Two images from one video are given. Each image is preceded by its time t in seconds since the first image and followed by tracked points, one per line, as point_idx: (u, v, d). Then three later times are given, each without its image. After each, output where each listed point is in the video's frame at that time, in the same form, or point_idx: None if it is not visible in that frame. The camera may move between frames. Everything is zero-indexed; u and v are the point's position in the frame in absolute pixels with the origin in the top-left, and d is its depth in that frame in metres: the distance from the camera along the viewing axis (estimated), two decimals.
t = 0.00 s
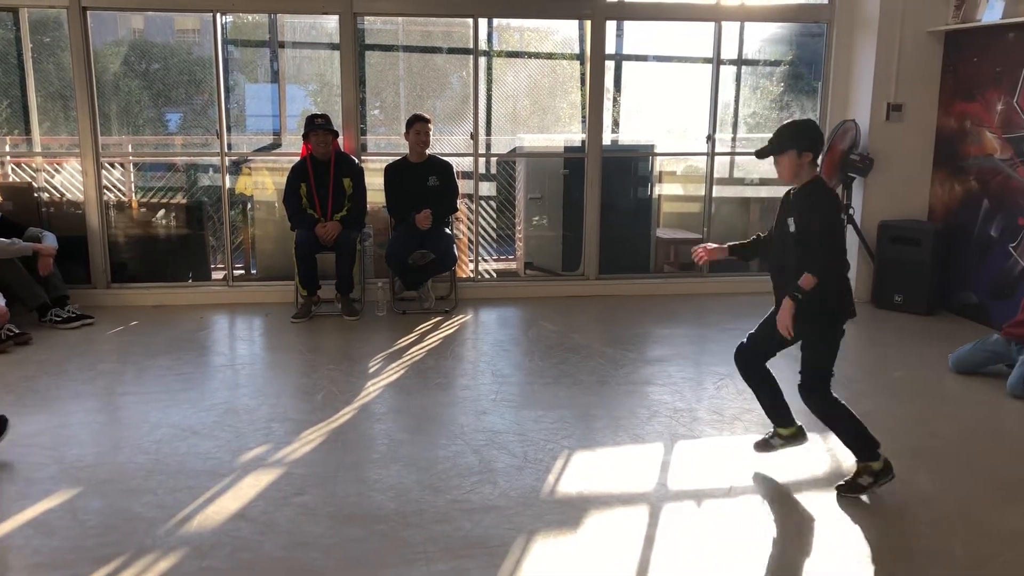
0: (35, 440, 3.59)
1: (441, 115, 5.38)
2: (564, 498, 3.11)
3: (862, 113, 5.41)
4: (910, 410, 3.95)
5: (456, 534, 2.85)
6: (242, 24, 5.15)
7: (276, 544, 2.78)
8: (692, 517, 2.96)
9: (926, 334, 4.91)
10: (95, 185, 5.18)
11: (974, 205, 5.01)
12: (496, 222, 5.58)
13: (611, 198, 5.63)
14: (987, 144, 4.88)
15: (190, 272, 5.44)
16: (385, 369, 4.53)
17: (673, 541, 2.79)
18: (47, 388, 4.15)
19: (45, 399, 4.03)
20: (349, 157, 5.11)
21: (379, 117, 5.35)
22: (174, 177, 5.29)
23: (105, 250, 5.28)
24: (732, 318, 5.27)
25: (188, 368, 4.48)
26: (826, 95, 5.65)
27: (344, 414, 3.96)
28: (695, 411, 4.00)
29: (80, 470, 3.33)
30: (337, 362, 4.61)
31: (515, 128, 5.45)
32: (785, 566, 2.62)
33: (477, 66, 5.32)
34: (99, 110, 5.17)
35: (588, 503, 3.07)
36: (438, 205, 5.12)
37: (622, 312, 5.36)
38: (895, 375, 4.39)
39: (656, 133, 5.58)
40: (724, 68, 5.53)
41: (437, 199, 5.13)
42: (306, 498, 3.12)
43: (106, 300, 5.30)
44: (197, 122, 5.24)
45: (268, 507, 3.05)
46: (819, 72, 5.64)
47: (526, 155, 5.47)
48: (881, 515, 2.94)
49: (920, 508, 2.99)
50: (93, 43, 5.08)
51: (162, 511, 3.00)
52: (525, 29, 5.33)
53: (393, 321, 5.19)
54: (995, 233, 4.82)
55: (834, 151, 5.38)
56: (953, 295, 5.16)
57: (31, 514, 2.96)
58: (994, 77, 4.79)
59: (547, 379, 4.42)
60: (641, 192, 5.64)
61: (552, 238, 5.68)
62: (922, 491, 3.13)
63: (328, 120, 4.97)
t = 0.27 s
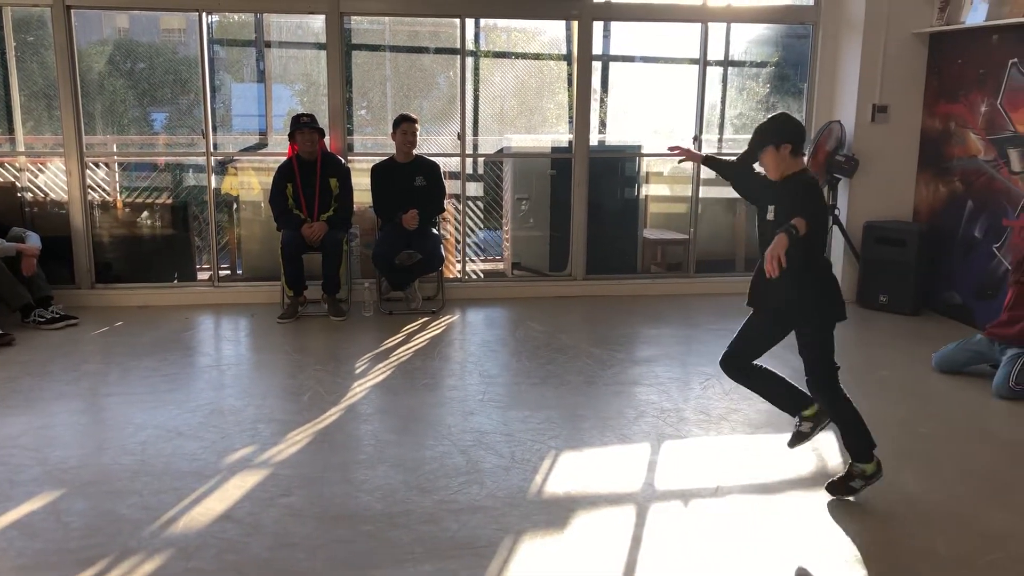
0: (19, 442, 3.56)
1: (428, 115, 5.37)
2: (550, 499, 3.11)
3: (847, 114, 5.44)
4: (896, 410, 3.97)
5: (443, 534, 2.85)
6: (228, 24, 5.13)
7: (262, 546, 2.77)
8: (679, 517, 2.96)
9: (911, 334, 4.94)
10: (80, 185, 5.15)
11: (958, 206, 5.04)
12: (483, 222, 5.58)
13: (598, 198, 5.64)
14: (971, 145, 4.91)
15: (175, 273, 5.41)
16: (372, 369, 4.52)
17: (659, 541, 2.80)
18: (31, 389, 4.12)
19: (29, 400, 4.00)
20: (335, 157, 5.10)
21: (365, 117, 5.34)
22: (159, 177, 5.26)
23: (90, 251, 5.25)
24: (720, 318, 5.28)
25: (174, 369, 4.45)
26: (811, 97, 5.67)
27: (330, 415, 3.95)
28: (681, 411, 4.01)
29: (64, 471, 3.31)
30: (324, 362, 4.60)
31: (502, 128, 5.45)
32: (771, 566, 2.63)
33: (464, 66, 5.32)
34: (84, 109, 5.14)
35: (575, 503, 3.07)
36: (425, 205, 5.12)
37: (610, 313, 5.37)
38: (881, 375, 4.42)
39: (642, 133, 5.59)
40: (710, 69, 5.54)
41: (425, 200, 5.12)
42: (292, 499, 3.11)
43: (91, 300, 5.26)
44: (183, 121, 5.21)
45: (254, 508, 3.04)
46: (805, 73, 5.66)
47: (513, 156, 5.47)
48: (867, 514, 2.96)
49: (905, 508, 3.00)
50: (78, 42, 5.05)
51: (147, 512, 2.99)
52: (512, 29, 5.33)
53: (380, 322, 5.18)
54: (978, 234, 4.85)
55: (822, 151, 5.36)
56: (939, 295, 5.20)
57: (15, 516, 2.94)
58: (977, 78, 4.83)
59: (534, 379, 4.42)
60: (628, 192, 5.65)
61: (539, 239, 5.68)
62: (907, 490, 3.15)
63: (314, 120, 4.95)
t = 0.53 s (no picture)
0: (5, 441, 3.54)
1: (417, 113, 5.37)
2: (539, 497, 3.11)
3: (835, 113, 5.45)
4: (883, 408, 3.99)
5: (432, 533, 2.85)
6: (216, 21, 5.10)
7: (250, 545, 2.76)
8: (666, 515, 2.97)
9: (900, 332, 4.97)
10: (66, 182, 5.12)
11: (945, 204, 5.07)
12: (473, 221, 5.58)
13: (588, 197, 5.64)
14: (958, 144, 4.94)
15: (163, 271, 5.39)
16: (361, 368, 4.51)
17: (648, 538, 2.80)
18: (18, 388, 4.09)
19: (15, 399, 3.98)
20: (324, 154, 5.08)
21: (354, 115, 5.32)
22: (146, 175, 5.24)
23: (76, 249, 5.22)
24: (709, 317, 5.30)
25: (162, 368, 4.43)
26: (800, 96, 5.69)
27: (318, 413, 3.94)
28: (669, 409, 4.02)
29: (50, 471, 3.29)
30: (313, 361, 4.59)
31: (492, 126, 5.45)
32: (758, 563, 2.64)
33: (453, 65, 5.31)
34: (70, 106, 5.11)
35: (564, 501, 3.08)
36: (414, 203, 5.11)
37: (599, 311, 5.38)
38: (868, 373, 4.44)
39: (632, 132, 5.60)
40: (699, 67, 5.55)
41: (414, 198, 5.12)
42: (280, 497, 3.10)
43: (78, 299, 5.23)
44: (170, 119, 5.19)
45: (242, 507, 3.03)
46: (793, 72, 5.68)
47: (502, 154, 5.46)
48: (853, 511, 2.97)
49: (893, 505, 3.02)
50: (64, 38, 5.02)
51: (134, 511, 2.98)
52: (501, 28, 5.33)
53: (370, 320, 5.17)
54: (965, 233, 4.88)
55: (809, 150, 5.16)
56: (926, 294, 5.22)
57: None
58: (965, 78, 4.85)
59: (523, 378, 4.43)
60: (617, 190, 5.66)
61: (528, 237, 5.68)
62: (894, 487, 3.16)
63: (302, 118, 4.94)
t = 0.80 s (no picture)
0: None
1: (414, 110, 5.36)
2: (535, 493, 3.12)
3: (831, 110, 5.46)
4: (878, 405, 4.00)
5: (428, 529, 2.85)
6: (212, 17, 5.09)
7: (246, 541, 2.76)
8: (662, 512, 2.97)
9: (895, 330, 4.98)
10: (62, 178, 5.11)
11: (941, 202, 5.07)
12: (469, 218, 5.57)
13: (584, 193, 5.64)
14: (953, 142, 4.94)
15: (159, 267, 5.39)
16: (357, 364, 4.51)
17: (643, 534, 2.81)
18: (13, 384, 4.09)
19: (10, 395, 3.97)
20: (320, 151, 5.07)
21: (351, 112, 5.31)
22: (142, 170, 5.23)
23: (72, 244, 5.21)
24: (705, 314, 5.30)
25: (158, 364, 4.43)
26: (796, 93, 5.69)
27: (314, 409, 3.94)
28: (665, 406, 4.02)
29: (45, 466, 3.29)
30: (309, 357, 4.59)
31: (488, 123, 5.44)
32: (752, 560, 2.65)
33: (450, 61, 5.30)
34: (66, 102, 5.09)
35: (559, 498, 3.08)
36: (410, 200, 5.11)
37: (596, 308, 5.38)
38: (864, 370, 4.45)
39: (628, 129, 5.59)
40: (696, 64, 5.55)
41: (410, 195, 5.11)
42: (276, 494, 3.11)
43: (73, 294, 5.23)
44: (166, 115, 5.18)
45: (237, 503, 3.03)
46: (790, 69, 5.68)
47: (498, 151, 5.46)
48: (848, 508, 2.98)
49: (888, 502, 3.02)
50: (59, 34, 5.01)
51: (129, 507, 2.98)
52: (498, 24, 5.33)
53: (366, 317, 5.17)
54: (961, 230, 4.88)
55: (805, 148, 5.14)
56: (922, 291, 5.23)
57: None
58: (961, 75, 4.85)
59: (519, 374, 4.43)
60: (614, 187, 5.66)
61: (524, 233, 5.68)
62: (889, 485, 3.17)
63: (299, 115, 4.93)
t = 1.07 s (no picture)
0: (10, 434, 3.55)
1: (422, 108, 5.36)
2: (542, 492, 3.12)
3: (840, 110, 5.44)
4: (886, 405, 3.99)
5: (435, 528, 2.85)
6: (221, 15, 5.10)
7: (254, 539, 2.77)
8: (670, 512, 2.97)
9: (904, 330, 4.96)
10: (71, 176, 5.13)
11: (950, 202, 5.05)
12: (477, 217, 5.58)
13: (592, 192, 5.63)
14: (964, 141, 4.92)
15: (168, 265, 5.40)
16: (364, 363, 4.52)
17: (650, 534, 2.81)
18: (23, 382, 4.11)
19: (20, 392, 3.99)
20: (329, 150, 5.08)
21: (359, 110, 5.32)
22: (151, 169, 5.24)
23: (82, 243, 5.23)
24: (713, 314, 5.29)
25: (167, 363, 4.45)
26: (805, 92, 5.67)
27: (322, 408, 3.95)
28: (673, 405, 4.02)
29: (55, 464, 3.30)
30: (317, 355, 4.60)
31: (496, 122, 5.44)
32: (760, 560, 2.64)
33: (458, 60, 5.31)
34: (76, 101, 5.11)
35: (567, 497, 3.08)
36: (418, 199, 5.12)
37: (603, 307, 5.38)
38: (872, 371, 4.43)
39: (637, 129, 5.57)
40: (705, 64, 5.54)
41: (418, 194, 5.12)
42: (284, 492, 3.11)
43: (83, 292, 5.25)
44: (175, 113, 5.19)
45: (246, 501, 3.04)
46: (799, 69, 5.67)
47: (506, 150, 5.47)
48: (856, 509, 2.97)
49: (896, 503, 3.01)
50: (69, 32, 5.03)
51: (138, 505, 2.99)
52: (506, 23, 5.33)
53: (374, 315, 5.18)
54: (971, 230, 4.86)
55: (813, 147, 5.13)
56: (930, 291, 5.22)
57: (5, 508, 2.93)
58: (971, 75, 4.83)
59: (527, 373, 4.43)
60: (622, 186, 5.64)
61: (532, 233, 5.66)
62: (897, 485, 3.16)
63: (308, 114, 4.94)
